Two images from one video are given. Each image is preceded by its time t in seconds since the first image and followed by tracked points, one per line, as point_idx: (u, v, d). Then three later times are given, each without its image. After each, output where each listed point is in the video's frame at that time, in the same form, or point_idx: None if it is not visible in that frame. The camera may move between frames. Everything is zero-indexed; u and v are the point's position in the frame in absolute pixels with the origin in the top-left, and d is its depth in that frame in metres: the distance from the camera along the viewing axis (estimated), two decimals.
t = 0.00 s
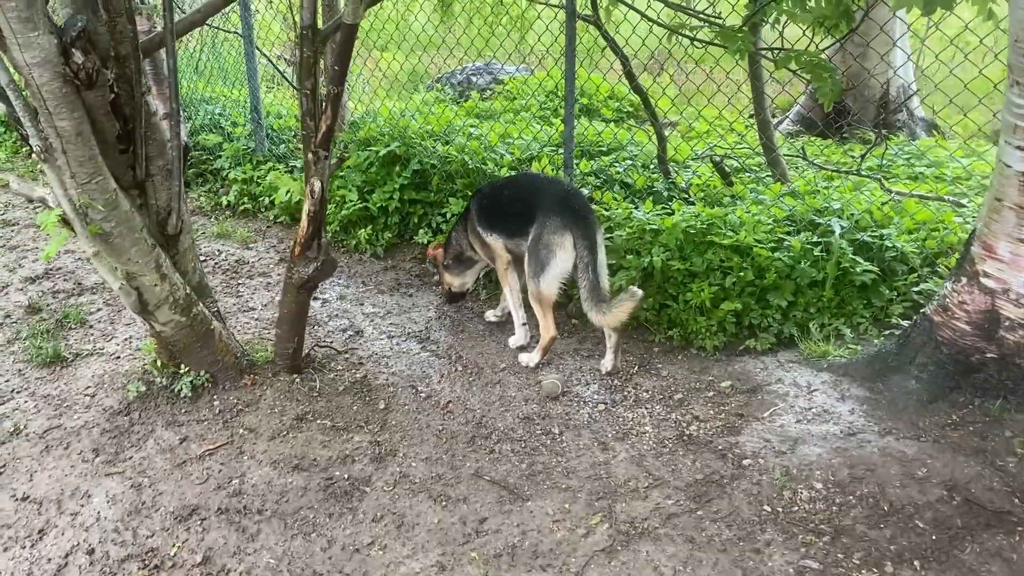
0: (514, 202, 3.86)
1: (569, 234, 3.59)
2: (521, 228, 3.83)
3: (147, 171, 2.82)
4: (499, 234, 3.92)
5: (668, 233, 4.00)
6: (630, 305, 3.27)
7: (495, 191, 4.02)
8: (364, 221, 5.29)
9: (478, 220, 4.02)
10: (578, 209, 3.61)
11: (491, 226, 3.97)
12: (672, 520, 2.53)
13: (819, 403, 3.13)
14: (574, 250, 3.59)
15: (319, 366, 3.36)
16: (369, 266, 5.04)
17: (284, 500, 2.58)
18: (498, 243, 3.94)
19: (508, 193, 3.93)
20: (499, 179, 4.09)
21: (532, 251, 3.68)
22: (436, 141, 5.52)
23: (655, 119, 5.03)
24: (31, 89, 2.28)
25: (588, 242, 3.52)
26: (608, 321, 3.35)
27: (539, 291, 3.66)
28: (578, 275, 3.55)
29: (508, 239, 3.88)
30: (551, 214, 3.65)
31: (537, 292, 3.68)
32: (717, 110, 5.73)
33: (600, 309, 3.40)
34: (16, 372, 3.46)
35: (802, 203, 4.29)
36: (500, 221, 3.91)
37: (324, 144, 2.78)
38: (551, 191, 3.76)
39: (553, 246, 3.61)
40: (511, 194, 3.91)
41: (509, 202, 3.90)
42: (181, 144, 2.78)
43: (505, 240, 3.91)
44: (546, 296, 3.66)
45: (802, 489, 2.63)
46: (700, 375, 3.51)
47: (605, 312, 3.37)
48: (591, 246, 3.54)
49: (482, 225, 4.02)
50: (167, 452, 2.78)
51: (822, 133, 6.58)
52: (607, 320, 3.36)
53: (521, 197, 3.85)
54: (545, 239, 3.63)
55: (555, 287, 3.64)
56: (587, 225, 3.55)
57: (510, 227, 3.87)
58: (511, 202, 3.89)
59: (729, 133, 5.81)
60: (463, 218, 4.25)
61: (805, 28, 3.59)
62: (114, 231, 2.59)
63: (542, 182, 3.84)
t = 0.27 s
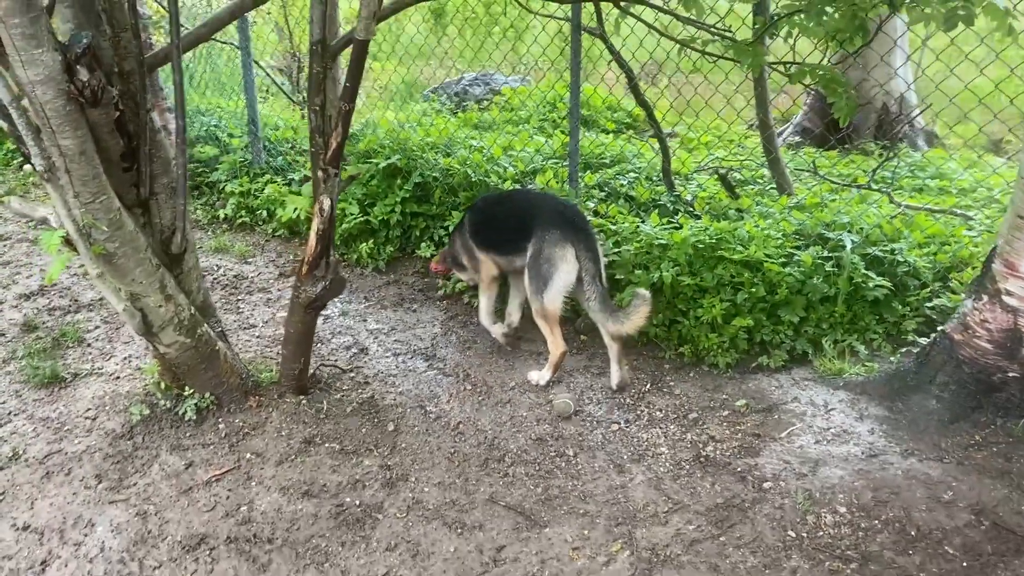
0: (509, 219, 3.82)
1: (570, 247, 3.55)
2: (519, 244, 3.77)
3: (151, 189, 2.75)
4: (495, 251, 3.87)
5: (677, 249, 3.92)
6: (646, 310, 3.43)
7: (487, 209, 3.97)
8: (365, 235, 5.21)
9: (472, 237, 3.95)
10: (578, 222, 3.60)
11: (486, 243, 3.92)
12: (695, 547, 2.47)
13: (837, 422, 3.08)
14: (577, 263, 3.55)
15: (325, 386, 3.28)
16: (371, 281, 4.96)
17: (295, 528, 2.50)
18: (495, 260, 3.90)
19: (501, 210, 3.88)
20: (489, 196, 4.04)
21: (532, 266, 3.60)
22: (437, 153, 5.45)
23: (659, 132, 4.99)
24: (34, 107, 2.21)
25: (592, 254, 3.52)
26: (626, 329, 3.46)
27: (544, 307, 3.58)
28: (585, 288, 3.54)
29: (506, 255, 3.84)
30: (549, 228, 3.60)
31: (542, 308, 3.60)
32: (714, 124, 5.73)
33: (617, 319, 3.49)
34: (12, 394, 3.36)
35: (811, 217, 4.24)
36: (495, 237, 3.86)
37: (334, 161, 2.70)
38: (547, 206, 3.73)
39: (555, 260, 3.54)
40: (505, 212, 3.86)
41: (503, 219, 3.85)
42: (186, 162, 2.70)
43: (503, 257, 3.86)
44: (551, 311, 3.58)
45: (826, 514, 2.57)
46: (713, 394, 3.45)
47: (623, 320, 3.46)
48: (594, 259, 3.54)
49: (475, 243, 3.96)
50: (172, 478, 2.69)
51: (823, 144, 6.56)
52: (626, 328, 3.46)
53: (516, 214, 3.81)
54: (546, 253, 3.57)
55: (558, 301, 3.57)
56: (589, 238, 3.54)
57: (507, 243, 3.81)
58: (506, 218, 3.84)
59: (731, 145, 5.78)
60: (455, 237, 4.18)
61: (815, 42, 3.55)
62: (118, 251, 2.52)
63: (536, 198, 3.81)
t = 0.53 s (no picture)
0: (488, 226, 3.82)
1: (553, 252, 3.60)
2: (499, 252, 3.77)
3: (136, 200, 2.68)
4: (476, 260, 3.87)
5: (670, 257, 3.89)
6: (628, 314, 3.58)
7: (459, 218, 3.95)
8: (353, 243, 5.15)
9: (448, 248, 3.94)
10: (557, 226, 3.66)
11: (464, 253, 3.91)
12: (692, 563, 2.43)
13: (833, 434, 3.08)
14: (561, 266, 3.61)
15: (314, 400, 3.22)
16: (359, 290, 4.90)
17: (284, 547, 2.44)
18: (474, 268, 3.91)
19: (476, 219, 3.87)
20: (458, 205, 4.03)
21: (517, 274, 3.62)
22: (426, 160, 5.40)
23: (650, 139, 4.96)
24: (15, 118, 2.15)
25: (575, 257, 3.59)
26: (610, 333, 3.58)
27: (530, 315, 3.59)
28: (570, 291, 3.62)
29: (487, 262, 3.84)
30: (532, 234, 3.63)
31: (528, 316, 3.61)
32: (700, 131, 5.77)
33: (600, 325, 3.60)
34: None
35: (803, 225, 4.22)
36: (474, 247, 3.86)
37: (323, 171, 2.64)
38: (523, 212, 3.76)
39: (540, 266, 3.58)
40: (482, 219, 3.86)
41: (479, 228, 3.85)
42: (171, 172, 2.63)
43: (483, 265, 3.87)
44: (537, 318, 3.60)
45: (823, 528, 2.55)
46: (708, 404, 3.42)
47: (605, 325, 3.59)
48: (577, 260, 3.63)
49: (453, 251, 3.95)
50: (158, 496, 2.62)
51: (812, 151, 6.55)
52: (608, 333, 3.59)
53: (495, 222, 3.81)
54: (530, 260, 3.59)
55: (545, 308, 3.60)
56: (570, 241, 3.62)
57: (487, 252, 3.82)
58: (482, 227, 3.84)
59: (720, 151, 5.77)
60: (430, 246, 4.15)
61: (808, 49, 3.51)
62: (102, 264, 2.44)
63: (509, 205, 3.83)
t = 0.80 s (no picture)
0: (468, 230, 3.78)
1: (536, 255, 3.57)
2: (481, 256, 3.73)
3: (127, 207, 2.64)
4: (457, 265, 3.82)
5: (668, 262, 3.86)
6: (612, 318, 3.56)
7: (437, 224, 3.91)
8: (348, 248, 5.12)
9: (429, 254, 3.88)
10: (539, 230, 3.63)
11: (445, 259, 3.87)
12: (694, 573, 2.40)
13: (833, 441, 3.06)
14: (544, 270, 3.58)
15: (309, 408, 3.18)
16: (354, 295, 4.86)
17: (280, 559, 2.40)
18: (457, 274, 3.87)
19: (455, 225, 3.83)
20: (437, 210, 3.98)
21: (501, 278, 3.57)
22: (422, 164, 5.37)
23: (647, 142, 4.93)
24: (4, 124, 2.11)
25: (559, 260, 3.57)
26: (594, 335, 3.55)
27: (518, 318, 3.54)
28: (554, 294, 3.58)
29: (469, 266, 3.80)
30: (514, 238, 3.59)
31: (516, 320, 3.56)
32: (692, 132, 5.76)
33: (584, 325, 3.57)
34: None
35: (801, 229, 4.19)
36: (455, 251, 3.82)
37: (318, 176, 2.62)
38: (504, 217, 3.73)
39: (524, 270, 3.54)
40: (463, 223, 3.82)
41: (460, 233, 3.80)
42: (163, 178, 2.59)
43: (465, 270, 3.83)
44: (526, 321, 3.54)
45: (826, 537, 2.53)
46: (707, 411, 3.39)
47: (590, 326, 3.56)
48: (560, 264, 3.60)
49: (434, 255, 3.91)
50: (151, 507, 2.57)
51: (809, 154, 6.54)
52: (593, 334, 3.56)
53: (475, 225, 3.77)
54: (514, 263, 3.55)
55: (532, 311, 3.55)
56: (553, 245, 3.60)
57: (468, 258, 3.78)
58: (462, 232, 3.79)
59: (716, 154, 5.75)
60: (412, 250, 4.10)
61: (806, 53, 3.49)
62: (93, 272, 2.40)
63: (489, 209, 3.80)
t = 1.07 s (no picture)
0: (458, 232, 3.75)
1: (526, 259, 3.53)
2: (472, 259, 3.71)
3: (128, 213, 2.61)
4: (448, 268, 3.81)
5: (674, 266, 3.82)
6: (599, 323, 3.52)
7: (427, 225, 3.88)
8: (351, 253, 5.09)
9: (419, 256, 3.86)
10: (529, 234, 3.60)
11: (436, 261, 3.85)
12: None
13: (844, 449, 3.01)
14: (534, 274, 3.54)
15: (312, 416, 3.14)
16: (357, 301, 4.83)
17: (282, 570, 2.36)
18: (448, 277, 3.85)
19: (445, 227, 3.80)
20: (427, 212, 3.96)
21: (490, 282, 3.54)
22: (425, 168, 5.34)
23: (652, 145, 4.89)
24: (2, 130, 2.08)
25: (549, 264, 3.53)
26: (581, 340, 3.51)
27: (509, 320, 3.50)
28: (544, 297, 3.53)
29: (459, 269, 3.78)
30: (504, 242, 3.56)
31: (507, 321, 3.52)
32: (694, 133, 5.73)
33: (570, 331, 3.52)
34: None
35: (809, 233, 4.15)
36: (445, 253, 3.79)
37: (321, 182, 2.59)
38: (494, 220, 3.70)
39: (513, 274, 3.51)
40: (452, 225, 3.79)
41: (450, 236, 3.78)
42: (165, 184, 2.56)
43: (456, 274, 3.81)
44: (517, 323, 3.50)
45: (837, 549, 2.49)
46: (714, 418, 3.35)
47: (581, 330, 3.51)
48: (550, 267, 3.57)
49: (424, 256, 3.88)
50: (151, 518, 2.53)
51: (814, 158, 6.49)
52: (584, 338, 3.51)
53: (465, 228, 3.74)
54: (503, 267, 3.52)
55: (522, 313, 3.51)
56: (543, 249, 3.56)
57: (459, 261, 3.76)
58: (453, 234, 3.76)
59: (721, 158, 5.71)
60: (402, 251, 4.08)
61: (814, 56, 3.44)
62: (93, 279, 2.37)
63: (480, 212, 3.77)
